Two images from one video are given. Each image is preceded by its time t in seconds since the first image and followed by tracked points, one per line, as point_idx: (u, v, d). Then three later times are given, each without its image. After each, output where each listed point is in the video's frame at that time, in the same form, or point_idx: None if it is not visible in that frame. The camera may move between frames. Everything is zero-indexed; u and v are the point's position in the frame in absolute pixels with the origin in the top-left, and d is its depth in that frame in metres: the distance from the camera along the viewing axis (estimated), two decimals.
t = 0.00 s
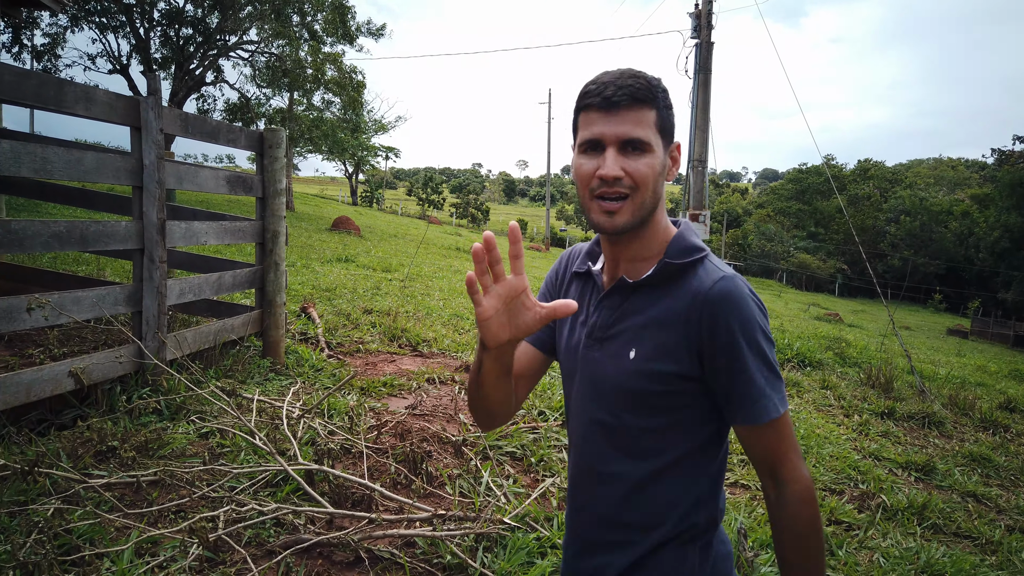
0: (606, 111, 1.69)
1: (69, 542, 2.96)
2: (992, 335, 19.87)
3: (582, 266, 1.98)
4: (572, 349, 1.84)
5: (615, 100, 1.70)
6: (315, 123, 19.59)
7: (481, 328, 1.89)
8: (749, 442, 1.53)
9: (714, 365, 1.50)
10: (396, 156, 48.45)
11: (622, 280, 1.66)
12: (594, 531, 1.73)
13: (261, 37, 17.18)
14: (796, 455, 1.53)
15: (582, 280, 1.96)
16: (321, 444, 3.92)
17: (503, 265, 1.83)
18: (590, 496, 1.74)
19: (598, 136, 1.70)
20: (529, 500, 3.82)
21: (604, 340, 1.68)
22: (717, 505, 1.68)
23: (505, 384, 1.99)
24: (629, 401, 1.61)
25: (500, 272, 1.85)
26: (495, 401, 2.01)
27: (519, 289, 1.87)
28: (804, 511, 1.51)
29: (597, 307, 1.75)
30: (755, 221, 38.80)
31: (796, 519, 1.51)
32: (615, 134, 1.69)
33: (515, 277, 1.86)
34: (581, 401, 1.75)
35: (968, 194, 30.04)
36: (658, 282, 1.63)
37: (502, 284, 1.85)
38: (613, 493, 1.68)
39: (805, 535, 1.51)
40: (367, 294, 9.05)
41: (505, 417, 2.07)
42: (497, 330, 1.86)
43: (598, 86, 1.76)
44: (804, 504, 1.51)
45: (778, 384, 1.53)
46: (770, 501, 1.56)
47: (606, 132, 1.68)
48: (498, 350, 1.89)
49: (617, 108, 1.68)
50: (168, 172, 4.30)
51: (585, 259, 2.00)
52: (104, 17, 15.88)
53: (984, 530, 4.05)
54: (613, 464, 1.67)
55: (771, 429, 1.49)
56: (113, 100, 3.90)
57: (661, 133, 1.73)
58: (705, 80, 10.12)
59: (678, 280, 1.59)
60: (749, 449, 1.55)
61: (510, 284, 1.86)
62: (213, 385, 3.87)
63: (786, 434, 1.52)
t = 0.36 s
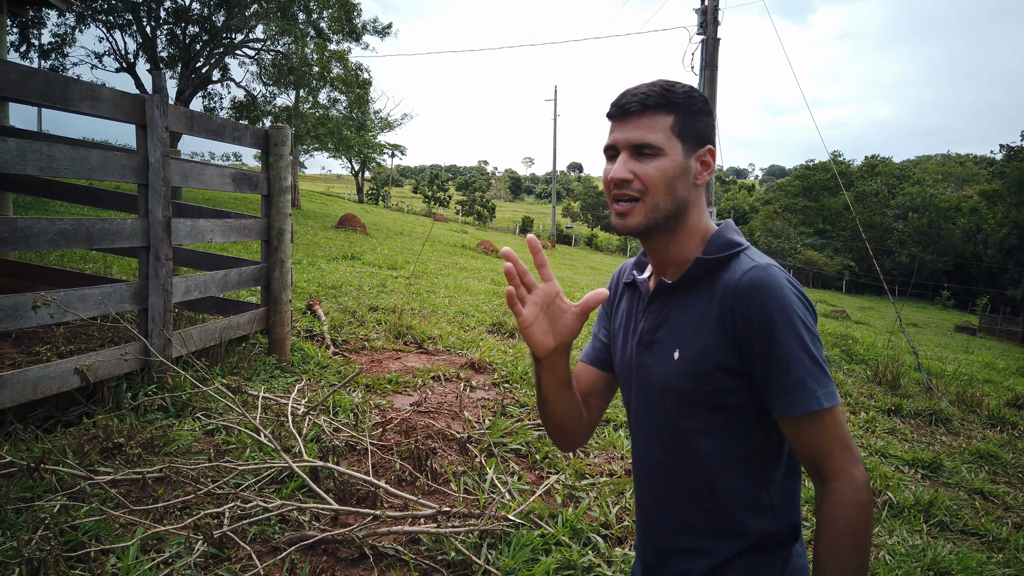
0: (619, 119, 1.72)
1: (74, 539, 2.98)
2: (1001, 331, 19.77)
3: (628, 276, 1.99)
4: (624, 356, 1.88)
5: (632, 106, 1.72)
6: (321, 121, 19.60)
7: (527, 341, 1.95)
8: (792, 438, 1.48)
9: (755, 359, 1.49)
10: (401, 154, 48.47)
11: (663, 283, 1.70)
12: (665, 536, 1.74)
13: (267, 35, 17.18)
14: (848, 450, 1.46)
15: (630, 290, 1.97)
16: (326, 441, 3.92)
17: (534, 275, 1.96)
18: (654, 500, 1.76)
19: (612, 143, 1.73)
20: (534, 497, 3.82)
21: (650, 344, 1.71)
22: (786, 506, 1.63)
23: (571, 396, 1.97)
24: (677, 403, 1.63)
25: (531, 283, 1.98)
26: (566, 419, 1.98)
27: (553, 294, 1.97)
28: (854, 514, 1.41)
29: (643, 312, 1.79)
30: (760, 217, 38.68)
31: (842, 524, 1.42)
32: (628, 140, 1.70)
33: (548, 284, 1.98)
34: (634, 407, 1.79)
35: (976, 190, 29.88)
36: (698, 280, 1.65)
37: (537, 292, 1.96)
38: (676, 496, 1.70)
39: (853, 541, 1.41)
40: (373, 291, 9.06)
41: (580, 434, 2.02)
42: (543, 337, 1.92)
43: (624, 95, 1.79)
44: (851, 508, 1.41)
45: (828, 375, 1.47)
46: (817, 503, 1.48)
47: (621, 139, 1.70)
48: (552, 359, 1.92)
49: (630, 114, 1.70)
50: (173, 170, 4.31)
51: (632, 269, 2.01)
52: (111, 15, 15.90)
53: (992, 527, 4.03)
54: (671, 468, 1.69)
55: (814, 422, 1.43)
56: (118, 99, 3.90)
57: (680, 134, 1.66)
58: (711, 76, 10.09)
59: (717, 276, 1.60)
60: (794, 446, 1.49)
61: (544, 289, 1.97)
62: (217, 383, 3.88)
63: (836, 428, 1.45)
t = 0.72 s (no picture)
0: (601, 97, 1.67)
1: (69, 532, 2.99)
2: (997, 321, 19.84)
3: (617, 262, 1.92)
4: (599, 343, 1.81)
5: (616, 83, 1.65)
6: (317, 113, 19.52)
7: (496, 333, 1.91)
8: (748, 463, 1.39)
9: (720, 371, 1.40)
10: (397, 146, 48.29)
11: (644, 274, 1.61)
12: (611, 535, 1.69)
13: (262, 26, 17.06)
14: (805, 485, 1.36)
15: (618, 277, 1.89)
16: (321, 433, 3.93)
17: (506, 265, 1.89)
18: (607, 498, 1.70)
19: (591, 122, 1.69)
20: (530, 487, 3.83)
21: (622, 336, 1.64)
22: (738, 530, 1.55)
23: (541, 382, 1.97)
24: (639, 403, 1.55)
25: (503, 273, 1.91)
26: (536, 404, 1.98)
27: (525, 285, 1.91)
28: (793, 553, 1.34)
29: (623, 302, 1.71)
30: (757, 209, 38.67)
31: (779, 561, 1.34)
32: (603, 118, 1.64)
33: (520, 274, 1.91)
34: (602, 400, 1.72)
35: (973, 181, 29.87)
36: (677, 276, 1.55)
37: (509, 284, 1.90)
38: (628, 497, 1.64)
39: None
40: (370, 283, 9.04)
41: (551, 418, 2.03)
42: (511, 330, 1.88)
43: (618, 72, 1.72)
44: (791, 548, 1.33)
45: (798, 402, 1.37)
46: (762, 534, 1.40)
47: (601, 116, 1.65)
48: (520, 350, 1.90)
49: (610, 92, 1.64)
50: (167, 163, 4.28)
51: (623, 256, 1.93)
52: (104, 7, 15.76)
53: (985, 516, 4.06)
54: (628, 467, 1.63)
55: (773, 449, 1.34)
56: (110, 91, 3.87)
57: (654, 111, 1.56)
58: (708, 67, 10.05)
59: (695, 275, 1.51)
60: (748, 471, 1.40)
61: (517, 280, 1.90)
62: (212, 376, 3.87)
63: (795, 459, 1.35)
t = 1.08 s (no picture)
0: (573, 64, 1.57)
1: (61, 528, 2.98)
2: (988, 312, 19.96)
3: (574, 246, 1.82)
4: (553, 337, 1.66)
5: (591, 51, 1.56)
6: (309, 106, 19.41)
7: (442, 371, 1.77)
8: (719, 486, 1.33)
9: (698, 387, 1.30)
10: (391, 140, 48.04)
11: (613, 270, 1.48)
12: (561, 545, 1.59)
13: (252, 19, 16.93)
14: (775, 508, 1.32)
15: (576, 263, 1.78)
16: (315, 428, 3.92)
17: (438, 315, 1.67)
18: (560, 507, 1.59)
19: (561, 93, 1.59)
20: (523, 481, 3.83)
21: (585, 335, 1.51)
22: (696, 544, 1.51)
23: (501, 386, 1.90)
24: (604, 412, 1.43)
25: (439, 317, 1.69)
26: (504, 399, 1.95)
27: (466, 327, 1.71)
28: None
29: (585, 296, 1.58)
30: (752, 201, 38.72)
31: None
32: (574, 90, 1.55)
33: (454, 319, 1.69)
34: (558, 402, 1.59)
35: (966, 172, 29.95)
36: (651, 276, 1.43)
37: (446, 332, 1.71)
38: (583, 507, 1.53)
39: None
40: (362, 278, 9.01)
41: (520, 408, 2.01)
42: (457, 372, 1.74)
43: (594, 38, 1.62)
44: None
45: (773, 421, 1.31)
46: (728, 560, 1.36)
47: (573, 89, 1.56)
48: (470, 379, 1.80)
49: (585, 60, 1.55)
50: (157, 157, 4.24)
51: (579, 239, 1.83)
52: (93, 0, 15.62)
53: (976, 505, 4.09)
54: (586, 477, 1.52)
55: (750, 473, 1.29)
56: (99, 85, 3.83)
57: (633, 87, 1.48)
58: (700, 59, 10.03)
59: (670, 278, 1.40)
60: (718, 494, 1.33)
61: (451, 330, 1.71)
62: (204, 371, 3.86)
63: (769, 482, 1.31)
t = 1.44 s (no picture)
0: (542, 58, 1.58)
1: (57, 530, 2.98)
2: (981, 309, 20.06)
3: (543, 245, 1.82)
4: (523, 338, 1.64)
5: (561, 43, 1.56)
6: (303, 105, 19.34)
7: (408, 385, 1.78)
8: (695, 492, 1.34)
9: (672, 393, 1.31)
10: (386, 138, 47.92)
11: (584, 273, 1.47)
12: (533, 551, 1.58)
13: (245, 18, 16.86)
14: (751, 513, 1.34)
15: (545, 262, 1.78)
16: (310, 428, 3.92)
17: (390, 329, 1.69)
18: (531, 512, 1.58)
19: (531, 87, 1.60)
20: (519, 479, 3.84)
21: (556, 338, 1.50)
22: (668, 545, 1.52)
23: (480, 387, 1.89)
24: (576, 417, 1.42)
25: (392, 330, 1.71)
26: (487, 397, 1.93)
27: (420, 335, 1.73)
28: None
29: (555, 298, 1.57)
30: (747, 198, 38.76)
31: None
32: (543, 84, 1.56)
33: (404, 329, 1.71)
34: (528, 405, 1.57)
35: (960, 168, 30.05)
36: (623, 279, 1.43)
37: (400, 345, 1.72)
38: (556, 512, 1.53)
39: None
40: (357, 277, 8.99)
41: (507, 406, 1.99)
42: (423, 382, 1.75)
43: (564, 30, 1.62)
44: None
45: (747, 425, 1.33)
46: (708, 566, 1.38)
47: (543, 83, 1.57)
48: (440, 388, 1.80)
49: (554, 53, 1.56)
50: (150, 157, 4.23)
51: (549, 238, 1.83)
52: None
53: (970, 501, 4.11)
54: (558, 482, 1.52)
55: (724, 479, 1.30)
56: (92, 85, 3.81)
57: (604, 81, 1.49)
58: (693, 57, 10.02)
59: (643, 283, 1.40)
60: (694, 500, 1.35)
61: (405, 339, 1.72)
62: (199, 372, 3.86)
63: (744, 487, 1.32)
